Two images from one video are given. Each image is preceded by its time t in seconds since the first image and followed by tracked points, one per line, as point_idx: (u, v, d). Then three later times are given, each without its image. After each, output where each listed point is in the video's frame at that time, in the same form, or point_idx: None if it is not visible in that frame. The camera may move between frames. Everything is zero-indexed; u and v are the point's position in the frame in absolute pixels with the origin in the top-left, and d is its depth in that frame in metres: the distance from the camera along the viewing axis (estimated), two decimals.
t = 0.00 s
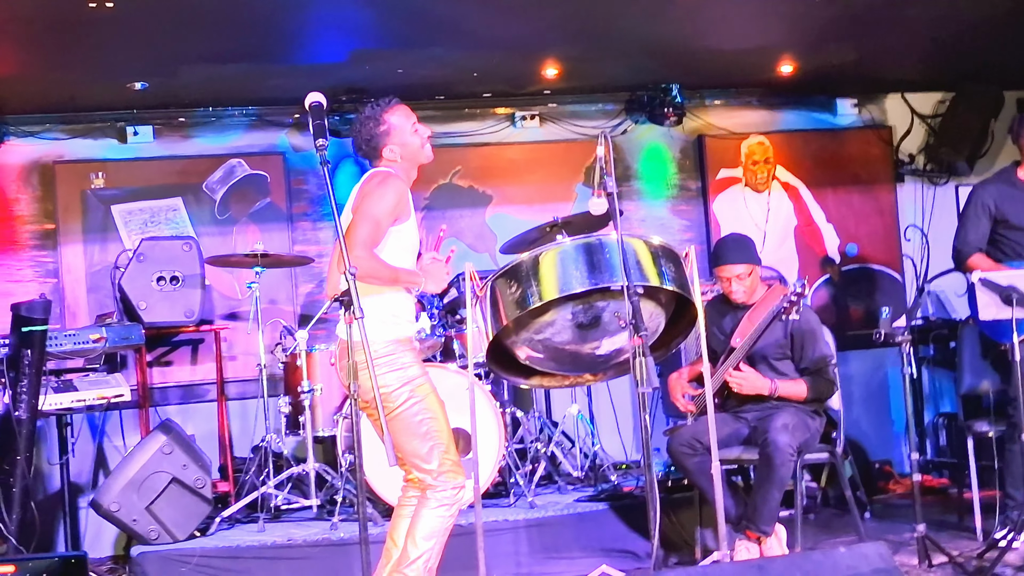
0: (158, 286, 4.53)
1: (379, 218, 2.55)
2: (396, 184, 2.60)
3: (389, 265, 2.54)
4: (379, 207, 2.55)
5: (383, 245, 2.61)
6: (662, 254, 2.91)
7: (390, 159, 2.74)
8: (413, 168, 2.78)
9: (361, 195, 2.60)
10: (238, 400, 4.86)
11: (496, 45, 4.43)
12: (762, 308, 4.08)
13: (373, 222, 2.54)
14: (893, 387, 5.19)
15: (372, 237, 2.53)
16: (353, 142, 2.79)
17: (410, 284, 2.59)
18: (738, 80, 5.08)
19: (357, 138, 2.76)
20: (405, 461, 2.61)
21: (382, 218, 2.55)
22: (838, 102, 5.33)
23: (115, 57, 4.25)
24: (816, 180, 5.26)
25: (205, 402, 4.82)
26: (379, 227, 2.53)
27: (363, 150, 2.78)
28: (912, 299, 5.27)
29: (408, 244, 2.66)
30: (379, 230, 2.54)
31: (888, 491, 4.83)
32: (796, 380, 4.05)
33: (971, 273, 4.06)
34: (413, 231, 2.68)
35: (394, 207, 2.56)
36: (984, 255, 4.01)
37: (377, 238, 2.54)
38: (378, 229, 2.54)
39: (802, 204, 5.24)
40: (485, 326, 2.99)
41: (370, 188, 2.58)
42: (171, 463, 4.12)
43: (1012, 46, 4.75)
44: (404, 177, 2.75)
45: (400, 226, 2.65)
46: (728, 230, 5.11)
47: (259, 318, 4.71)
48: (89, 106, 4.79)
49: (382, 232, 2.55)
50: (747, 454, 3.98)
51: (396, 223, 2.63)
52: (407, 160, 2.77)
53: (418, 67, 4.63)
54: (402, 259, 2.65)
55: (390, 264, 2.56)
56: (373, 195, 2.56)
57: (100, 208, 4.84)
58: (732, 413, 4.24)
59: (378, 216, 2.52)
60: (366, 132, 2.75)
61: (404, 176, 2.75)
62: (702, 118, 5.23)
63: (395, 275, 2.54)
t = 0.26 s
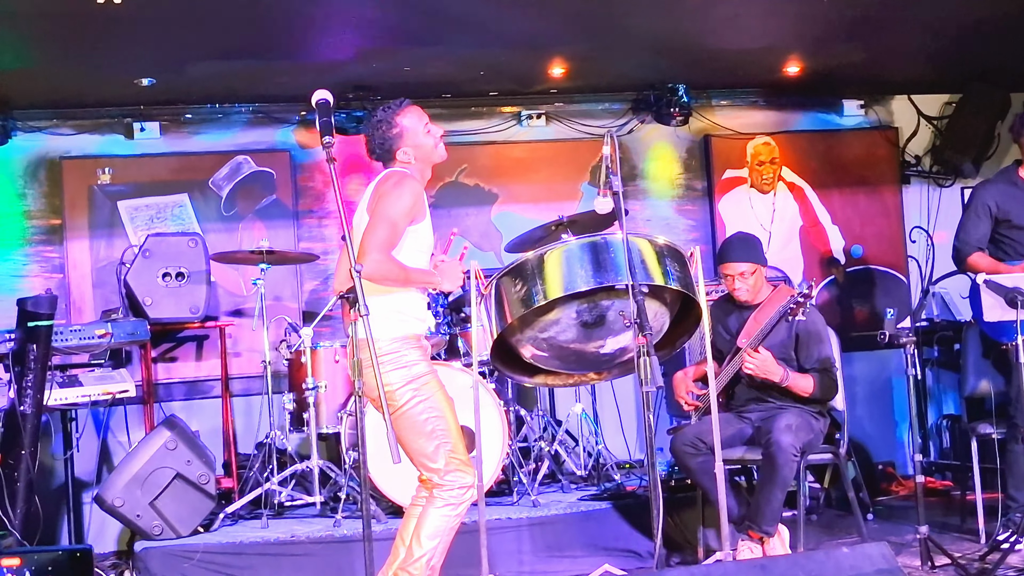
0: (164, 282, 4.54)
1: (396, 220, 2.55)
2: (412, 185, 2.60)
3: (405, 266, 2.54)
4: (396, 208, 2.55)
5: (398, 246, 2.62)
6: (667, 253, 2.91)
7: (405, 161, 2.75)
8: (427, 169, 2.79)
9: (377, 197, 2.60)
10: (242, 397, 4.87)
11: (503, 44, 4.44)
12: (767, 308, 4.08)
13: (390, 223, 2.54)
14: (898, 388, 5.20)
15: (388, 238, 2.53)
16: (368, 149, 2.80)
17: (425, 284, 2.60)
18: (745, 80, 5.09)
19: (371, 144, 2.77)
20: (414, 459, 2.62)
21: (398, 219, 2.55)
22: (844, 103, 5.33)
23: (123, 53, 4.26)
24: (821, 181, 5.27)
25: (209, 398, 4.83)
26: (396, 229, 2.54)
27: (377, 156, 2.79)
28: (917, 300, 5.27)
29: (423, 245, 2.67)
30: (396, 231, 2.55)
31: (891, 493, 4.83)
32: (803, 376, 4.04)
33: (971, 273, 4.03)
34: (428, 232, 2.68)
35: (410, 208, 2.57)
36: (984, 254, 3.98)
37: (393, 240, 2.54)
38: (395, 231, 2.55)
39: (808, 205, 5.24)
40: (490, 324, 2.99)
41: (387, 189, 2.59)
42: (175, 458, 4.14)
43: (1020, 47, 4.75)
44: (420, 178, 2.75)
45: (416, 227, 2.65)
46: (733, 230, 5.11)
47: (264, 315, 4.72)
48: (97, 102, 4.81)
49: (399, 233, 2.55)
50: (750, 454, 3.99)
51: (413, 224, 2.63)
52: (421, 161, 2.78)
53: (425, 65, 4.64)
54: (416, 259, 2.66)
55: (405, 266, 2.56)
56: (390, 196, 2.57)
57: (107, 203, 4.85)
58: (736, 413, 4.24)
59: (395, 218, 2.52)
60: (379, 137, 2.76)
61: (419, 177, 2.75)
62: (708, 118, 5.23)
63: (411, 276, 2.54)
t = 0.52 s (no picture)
0: (162, 280, 4.53)
1: (401, 218, 2.54)
2: (418, 185, 2.60)
3: (408, 266, 2.53)
4: (401, 208, 2.54)
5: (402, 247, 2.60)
6: (665, 255, 2.90)
7: (414, 156, 2.74)
8: (432, 165, 2.79)
9: (382, 196, 2.59)
10: (240, 395, 4.87)
11: (502, 43, 4.43)
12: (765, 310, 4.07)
13: (395, 222, 2.53)
14: (897, 390, 5.19)
15: (393, 237, 2.51)
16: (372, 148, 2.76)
17: (428, 285, 2.58)
18: (745, 81, 5.08)
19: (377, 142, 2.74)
20: (417, 461, 2.61)
21: (403, 218, 2.54)
22: (844, 104, 5.33)
23: (122, 52, 4.26)
24: (821, 182, 5.26)
25: (207, 397, 4.83)
26: (402, 228, 2.52)
27: (383, 155, 2.75)
28: (916, 302, 5.26)
29: (426, 247, 2.66)
30: (401, 230, 2.53)
31: (890, 496, 4.82)
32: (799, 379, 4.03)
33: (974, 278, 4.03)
34: (433, 233, 2.68)
35: (416, 208, 2.56)
36: (988, 259, 3.98)
37: (398, 238, 2.53)
38: (399, 230, 2.53)
39: (807, 206, 5.23)
40: (487, 325, 2.98)
41: (392, 188, 2.58)
42: (172, 458, 4.13)
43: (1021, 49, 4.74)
44: (426, 176, 2.75)
45: (419, 228, 2.64)
46: (732, 230, 5.10)
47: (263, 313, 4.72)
48: (96, 100, 4.81)
49: (403, 232, 2.54)
50: (748, 456, 3.97)
51: (416, 224, 2.62)
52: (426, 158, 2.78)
53: (424, 64, 4.63)
54: (419, 260, 2.65)
55: (409, 266, 2.54)
56: (397, 194, 2.56)
57: (105, 201, 4.85)
58: (734, 414, 4.23)
59: (401, 216, 2.51)
60: (387, 134, 2.73)
61: (426, 175, 2.75)
62: (708, 119, 5.22)
63: (414, 276, 2.53)
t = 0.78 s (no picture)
0: (162, 278, 4.53)
1: (406, 210, 2.55)
2: (421, 177, 2.61)
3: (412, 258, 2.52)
4: (406, 199, 2.55)
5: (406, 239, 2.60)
6: (665, 251, 2.91)
7: (415, 144, 2.76)
8: (429, 154, 2.82)
9: (386, 188, 2.59)
10: (240, 393, 4.87)
11: (502, 41, 4.43)
12: (765, 307, 4.08)
13: (399, 214, 2.53)
14: (897, 388, 5.19)
15: (397, 228, 2.52)
16: (373, 138, 2.75)
17: (432, 279, 2.58)
18: (745, 78, 5.09)
19: (378, 132, 2.74)
20: (419, 455, 2.61)
21: (408, 210, 2.55)
22: (844, 102, 5.34)
23: (121, 49, 4.26)
24: (821, 179, 5.26)
25: (207, 394, 4.83)
26: (406, 220, 2.53)
27: (385, 144, 2.75)
28: (916, 300, 5.27)
29: (430, 241, 2.67)
30: (404, 222, 2.54)
31: (889, 493, 4.82)
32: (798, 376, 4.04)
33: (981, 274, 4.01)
34: (436, 226, 2.69)
35: (419, 201, 2.57)
36: (994, 255, 3.96)
37: (402, 230, 2.53)
38: (404, 222, 2.54)
39: (807, 204, 5.24)
40: (487, 321, 2.99)
41: (396, 180, 2.59)
42: (172, 455, 4.14)
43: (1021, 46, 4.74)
44: (427, 167, 2.77)
45: (424, 221, 2.65)
46: (732, 227, 5.11)
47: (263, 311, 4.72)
48: (96, 97, 4.81)
49: (408, 224, 2.55)
50: (749, 453, 3.97)
51: (421, 217, 2.63)
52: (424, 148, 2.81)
53: (424, 62, 4.63)
54: (424, 254, 2.65)
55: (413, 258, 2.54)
56: (401, 185, 2.56)
57: (105, 199, 4.85)
58: (734, 411, 4.23)
59: (405, 208, 2.51)
60: (389, 123, 2.74)
61: (428, 166, 2.77)
62: (708, 116, 5.23)
63: (419, 268, 2.52)
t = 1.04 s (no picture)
0: (161, 278, 4.53)
1: (405, 207, 2.54)
2: (415, 171, 2.60)
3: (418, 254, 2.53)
4: (403, 197, 2.54)
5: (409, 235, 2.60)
6: (663, 252, 2.91)
7: (406, 136, 2.78)
8: (420, 145, 2.84)
9: (382, 187, 2.59)
10: (239, 393, 4.88)
11: (500, 41, 4.43)
12: (763, 308, 4.07)
13: (399, 213, 2.53)
14: (896, 388, 5.19)
15: (400, 227, 2.52)
16: (364, 130, 2.74)
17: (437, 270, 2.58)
18: (743, 78, 5.08)
19: (370, 124, 2.73)
20: (413, 452, 2.61)
21: (407, 208, 2.54)
22: (843, 102, 5.33)
23: (119, 49, 4.25)
24: (820, 179, 5.26)
25: (206, 395, 4.83)
26: (408, 218, 2.53)
27: (377, 136, 2.74)
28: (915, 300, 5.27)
29: (431, 231, 2.66)
30: (407, 220, 2.54)
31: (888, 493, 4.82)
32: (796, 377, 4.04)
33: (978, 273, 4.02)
34: (434, 217, 2.67)
35: (417, 195, 2.56)
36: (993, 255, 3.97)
37: (406, 228, 2.53)
38: (405, 220, 2.54)
39: (806, 204, 5.24)
40: (485, 322, 2.99)
41: (391, 178, 2.58)
42: (171, 455, 4.13)
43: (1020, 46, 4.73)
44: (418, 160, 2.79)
45: (423, 214, 2.64)
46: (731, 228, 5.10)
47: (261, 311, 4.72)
48: (94, 97, 4.81)
49: (410, 222, 2.55)
50: (747, 453, 3.98)
51: (419, 211, 2.62)
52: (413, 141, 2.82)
53: (422, 62, 4.63)
54: (426, 247, 2.65)
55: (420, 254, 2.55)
56: (397, 183, 2.55)
57: (104, 199, 4.85)
58: (732, 411, 4.23)
59: (406, 206, 2.51)
60: (380, 116, 2.73)
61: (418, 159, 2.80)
62: (707, 116, 5.22)
63: (427, 263, 2.53)
